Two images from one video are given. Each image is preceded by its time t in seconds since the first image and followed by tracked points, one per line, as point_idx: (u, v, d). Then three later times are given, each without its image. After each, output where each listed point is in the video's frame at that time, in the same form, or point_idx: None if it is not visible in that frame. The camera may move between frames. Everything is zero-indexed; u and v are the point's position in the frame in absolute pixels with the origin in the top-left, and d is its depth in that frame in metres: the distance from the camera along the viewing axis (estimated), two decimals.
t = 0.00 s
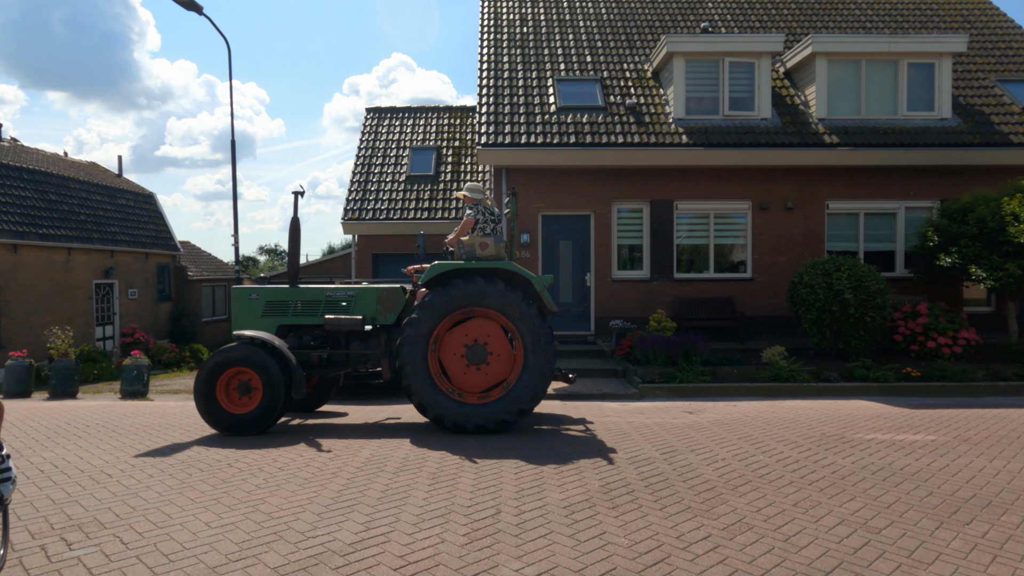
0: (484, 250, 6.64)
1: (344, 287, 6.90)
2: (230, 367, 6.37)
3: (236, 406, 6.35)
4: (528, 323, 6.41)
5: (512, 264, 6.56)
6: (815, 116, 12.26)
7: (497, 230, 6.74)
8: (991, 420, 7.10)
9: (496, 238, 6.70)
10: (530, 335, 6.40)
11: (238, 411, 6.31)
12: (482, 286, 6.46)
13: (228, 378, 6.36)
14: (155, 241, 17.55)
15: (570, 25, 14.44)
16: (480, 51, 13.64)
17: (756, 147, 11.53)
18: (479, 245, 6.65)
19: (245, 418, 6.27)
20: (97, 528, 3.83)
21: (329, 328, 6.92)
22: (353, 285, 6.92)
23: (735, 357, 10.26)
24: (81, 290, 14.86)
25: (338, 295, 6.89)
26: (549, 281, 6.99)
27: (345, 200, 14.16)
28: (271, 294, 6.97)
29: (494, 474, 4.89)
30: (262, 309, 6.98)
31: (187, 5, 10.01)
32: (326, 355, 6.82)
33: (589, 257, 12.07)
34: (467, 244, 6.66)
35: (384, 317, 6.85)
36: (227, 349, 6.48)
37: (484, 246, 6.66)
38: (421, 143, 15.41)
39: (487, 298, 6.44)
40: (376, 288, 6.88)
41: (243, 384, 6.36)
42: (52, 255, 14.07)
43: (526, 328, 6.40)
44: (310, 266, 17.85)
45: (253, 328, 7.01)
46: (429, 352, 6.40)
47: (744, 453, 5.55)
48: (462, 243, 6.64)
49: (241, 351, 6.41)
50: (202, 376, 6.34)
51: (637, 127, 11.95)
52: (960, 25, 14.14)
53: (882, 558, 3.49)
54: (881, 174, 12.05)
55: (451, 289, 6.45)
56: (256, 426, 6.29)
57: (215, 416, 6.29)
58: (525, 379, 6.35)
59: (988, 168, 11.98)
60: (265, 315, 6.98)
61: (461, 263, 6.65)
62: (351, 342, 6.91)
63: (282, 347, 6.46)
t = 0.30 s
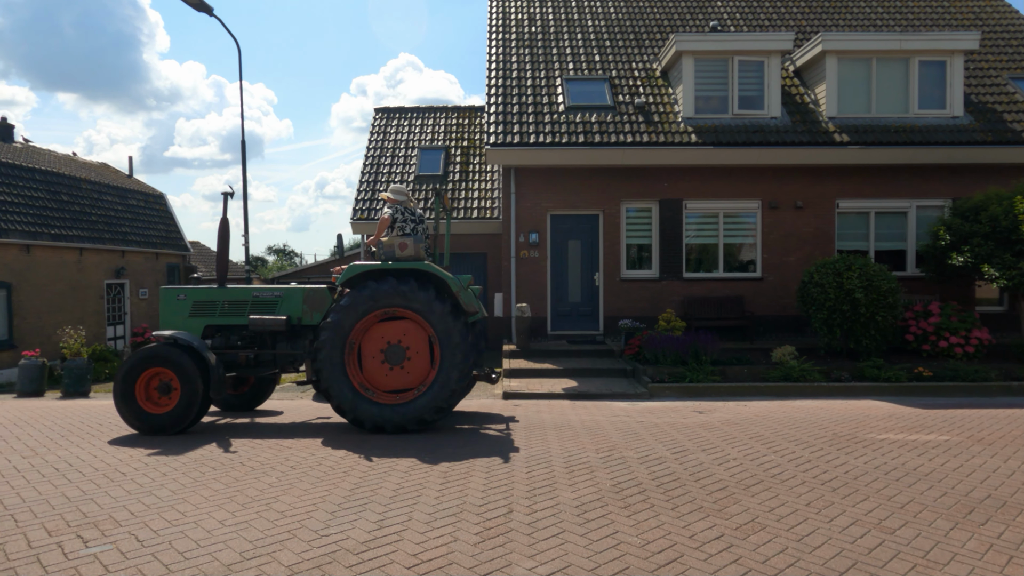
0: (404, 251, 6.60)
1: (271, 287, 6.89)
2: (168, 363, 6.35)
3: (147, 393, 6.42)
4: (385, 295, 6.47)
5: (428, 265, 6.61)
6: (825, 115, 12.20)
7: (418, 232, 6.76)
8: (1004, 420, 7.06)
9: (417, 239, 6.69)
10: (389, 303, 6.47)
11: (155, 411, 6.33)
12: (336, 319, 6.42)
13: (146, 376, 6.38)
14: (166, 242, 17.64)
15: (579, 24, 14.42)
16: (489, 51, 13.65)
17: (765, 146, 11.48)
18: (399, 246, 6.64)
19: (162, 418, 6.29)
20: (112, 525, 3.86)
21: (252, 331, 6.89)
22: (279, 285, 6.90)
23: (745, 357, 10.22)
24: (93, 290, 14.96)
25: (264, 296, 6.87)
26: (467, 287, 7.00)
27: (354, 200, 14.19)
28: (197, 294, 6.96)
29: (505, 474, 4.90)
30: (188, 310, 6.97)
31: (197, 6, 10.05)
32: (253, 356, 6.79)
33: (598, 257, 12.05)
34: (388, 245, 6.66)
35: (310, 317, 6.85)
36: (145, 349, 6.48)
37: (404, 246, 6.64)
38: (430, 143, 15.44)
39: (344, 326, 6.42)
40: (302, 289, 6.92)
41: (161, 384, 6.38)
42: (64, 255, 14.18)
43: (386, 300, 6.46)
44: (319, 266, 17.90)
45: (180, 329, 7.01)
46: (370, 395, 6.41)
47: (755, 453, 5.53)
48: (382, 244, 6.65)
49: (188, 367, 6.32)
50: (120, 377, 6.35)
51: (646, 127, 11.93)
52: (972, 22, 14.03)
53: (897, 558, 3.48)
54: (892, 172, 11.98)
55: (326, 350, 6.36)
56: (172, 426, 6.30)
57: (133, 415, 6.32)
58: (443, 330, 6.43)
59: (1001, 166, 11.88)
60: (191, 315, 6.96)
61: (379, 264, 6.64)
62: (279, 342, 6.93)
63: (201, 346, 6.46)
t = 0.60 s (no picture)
0: (320, 252, 6.56)
1: (195, 288, 6.98)
2: (87, 365, 6.36)
3: (65, 385, 6.45)
4: (247, 333, 6.30)
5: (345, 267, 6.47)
6: (833, 114, 12.15)
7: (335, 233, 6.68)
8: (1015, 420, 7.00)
9: (333, 241, 6.63)
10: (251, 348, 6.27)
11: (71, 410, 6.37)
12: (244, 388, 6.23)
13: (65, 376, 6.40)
14: (173, 242, 17.71)
15: (585, 24, 14.40)
16: (495, 51, 13.64)
17: (772, 146, 11.44)
18: (314, 247, 6.57)
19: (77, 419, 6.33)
20: (123, 524, 3.87)
21: (176, 331, 6.90)
22: (204, 286, 7.00)
23: (752, 357, 10.19)
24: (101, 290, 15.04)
25: (188, 296, 6.95)
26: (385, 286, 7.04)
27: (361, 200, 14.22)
28: (122, 295, 7.03)
29: (513, 473, 4.89)
30: (113, 310, 7.02)
31: (204, 7, 10.07)
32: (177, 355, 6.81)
33: (604, 256, 12.04)
34: (303, 245, 6.58)
35: (233, 317, 6.92)
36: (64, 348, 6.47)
37: (319, 248, 6.58)
38: (436, 143, 15.46)
39: (260, 390, 6.23)
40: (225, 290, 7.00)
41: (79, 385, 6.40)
42: (72, 256, 14.25)
43: (251, 339, 6.28)
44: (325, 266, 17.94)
45: (104, 329, 7.04)
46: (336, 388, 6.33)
47: (764, 453, 5.51)
48: (297, 245, 6.56)
49: (108, 381, 6.32)
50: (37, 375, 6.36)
51: (653, 126, 11.91)
52: (981, 20, 13.95)
53: (908, 559, 3.46)
54: (901, 171, 11.92)
55: (277, 411, 6.21)
56: (86, 426, 6.35)
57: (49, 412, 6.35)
58: (304, 300, 6.34)
59: (1011, 165, 11.80)
60: (116, 315, 7.02)
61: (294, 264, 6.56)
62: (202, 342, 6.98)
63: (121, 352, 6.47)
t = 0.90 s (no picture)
0: (228, 253, 6.41)
1: (112, 288, 6.67)
2: None
3: None
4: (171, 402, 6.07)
5: (251, 268, 6.36)
6: (837, 114, 12.11)
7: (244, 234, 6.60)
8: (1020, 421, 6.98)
9: (243, 240, 6.49)
10: (178, 407, 6.07)
11: None
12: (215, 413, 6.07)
13: None
14: (177, 243, 17.74)
15: (589, 24, 14.39)
16: (499, 51, 13.64)
17: (776, 146, 11.40)
18: (223, 248, 6.42)
19: None
20: (127, 524, 3.89)
21: (93, 333, 6.62)
22: (120, 286, 6.70)
23: (756, 357, 10.16)
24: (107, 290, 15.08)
25: (105, 297, 6.65)
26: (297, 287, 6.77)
27: (365, 201, 14.22)
28: (39, 295, 6.72)
29: (516, 474, 4.90)
30: (31, 311, 6.73)
31: (209, 9, 10.09)
32: (96, 356, 6.58)
33: (608, 256, 12.04)
34: (211, 246, 6.44)
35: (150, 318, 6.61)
36: None
37: (228, 249, 6.42)
38: (439, 144, 15.47)
39: (227, 412, 6.09)
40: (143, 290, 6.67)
41: None
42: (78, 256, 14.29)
43: (175, 402, 6.08)
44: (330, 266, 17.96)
45: (22, 330, 6.74)
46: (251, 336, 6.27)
47: (768, 454, 5.50)
48: (206, 247, 6.41)
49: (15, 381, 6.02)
50: None
51: (656, 126, 11.89)
52: (986, 19, 13.89)
53: (913, 560, 3.45)
54: (906, 171, 11.88)
55: (256, 398, 6.11)
56: None
57: None
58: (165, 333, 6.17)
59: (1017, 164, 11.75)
60: (33, 316, 6.73)
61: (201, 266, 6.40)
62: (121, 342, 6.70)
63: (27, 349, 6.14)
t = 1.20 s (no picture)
0: (135, 255, 6.40)
1: (29, 289, 6.69)
2: None
3: None
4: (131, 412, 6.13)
5: (153, 268, 6.33)
6: (839, 113, 12.09)
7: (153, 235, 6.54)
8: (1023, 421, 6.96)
9: (150, 242, 6.45)
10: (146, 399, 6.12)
11: None
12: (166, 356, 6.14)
13: None
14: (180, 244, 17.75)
15: (590, 24, 14.38)
16: (500, 52, 13.64)
17: (778, 146, 11.39)
18: (130, 249, 6.41)
19: None
20: (130, 524, 3.89)
21: (7, 332, 6.56)
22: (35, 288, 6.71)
23: (758, 357, 10.15)
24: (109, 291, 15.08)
25: (21, 299, 6.64)
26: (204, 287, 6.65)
27: (367, 202, 14.22)
28: None
29: (518, 474, 4.90)
30: None
31: (211, 10, 10.12)
32: (12, 358, 6.51)
33: (610, 257, 12.03)
34: (119, 248, 6.42)
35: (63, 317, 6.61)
36: None
37: (135, 250, 6.41)
38: (441, 144, 15.47)
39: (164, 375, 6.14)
40: (59, 291, 6.71)
41: None
42: (81, 257, 14.28)
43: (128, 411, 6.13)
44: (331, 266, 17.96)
45: None
46: (107, 314, 6.27)
47: (770, 454, 5.49)
48: (114, 248, 6.41)
49: None
50: None
51: (658, 126, 11.88)
52: (989, 19, 13.86)
53: (915, 560, 3.44)
54: (909, 171, 11.86)
55: (174, 334, 6.17)
56: None
57: None
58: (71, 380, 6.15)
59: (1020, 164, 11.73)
60: None
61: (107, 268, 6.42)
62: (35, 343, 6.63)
63: None
